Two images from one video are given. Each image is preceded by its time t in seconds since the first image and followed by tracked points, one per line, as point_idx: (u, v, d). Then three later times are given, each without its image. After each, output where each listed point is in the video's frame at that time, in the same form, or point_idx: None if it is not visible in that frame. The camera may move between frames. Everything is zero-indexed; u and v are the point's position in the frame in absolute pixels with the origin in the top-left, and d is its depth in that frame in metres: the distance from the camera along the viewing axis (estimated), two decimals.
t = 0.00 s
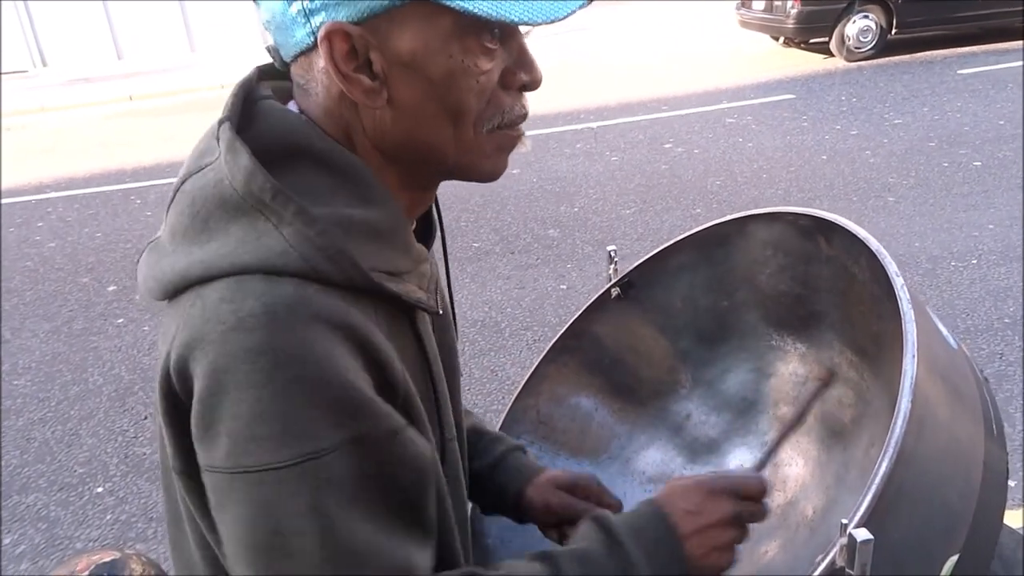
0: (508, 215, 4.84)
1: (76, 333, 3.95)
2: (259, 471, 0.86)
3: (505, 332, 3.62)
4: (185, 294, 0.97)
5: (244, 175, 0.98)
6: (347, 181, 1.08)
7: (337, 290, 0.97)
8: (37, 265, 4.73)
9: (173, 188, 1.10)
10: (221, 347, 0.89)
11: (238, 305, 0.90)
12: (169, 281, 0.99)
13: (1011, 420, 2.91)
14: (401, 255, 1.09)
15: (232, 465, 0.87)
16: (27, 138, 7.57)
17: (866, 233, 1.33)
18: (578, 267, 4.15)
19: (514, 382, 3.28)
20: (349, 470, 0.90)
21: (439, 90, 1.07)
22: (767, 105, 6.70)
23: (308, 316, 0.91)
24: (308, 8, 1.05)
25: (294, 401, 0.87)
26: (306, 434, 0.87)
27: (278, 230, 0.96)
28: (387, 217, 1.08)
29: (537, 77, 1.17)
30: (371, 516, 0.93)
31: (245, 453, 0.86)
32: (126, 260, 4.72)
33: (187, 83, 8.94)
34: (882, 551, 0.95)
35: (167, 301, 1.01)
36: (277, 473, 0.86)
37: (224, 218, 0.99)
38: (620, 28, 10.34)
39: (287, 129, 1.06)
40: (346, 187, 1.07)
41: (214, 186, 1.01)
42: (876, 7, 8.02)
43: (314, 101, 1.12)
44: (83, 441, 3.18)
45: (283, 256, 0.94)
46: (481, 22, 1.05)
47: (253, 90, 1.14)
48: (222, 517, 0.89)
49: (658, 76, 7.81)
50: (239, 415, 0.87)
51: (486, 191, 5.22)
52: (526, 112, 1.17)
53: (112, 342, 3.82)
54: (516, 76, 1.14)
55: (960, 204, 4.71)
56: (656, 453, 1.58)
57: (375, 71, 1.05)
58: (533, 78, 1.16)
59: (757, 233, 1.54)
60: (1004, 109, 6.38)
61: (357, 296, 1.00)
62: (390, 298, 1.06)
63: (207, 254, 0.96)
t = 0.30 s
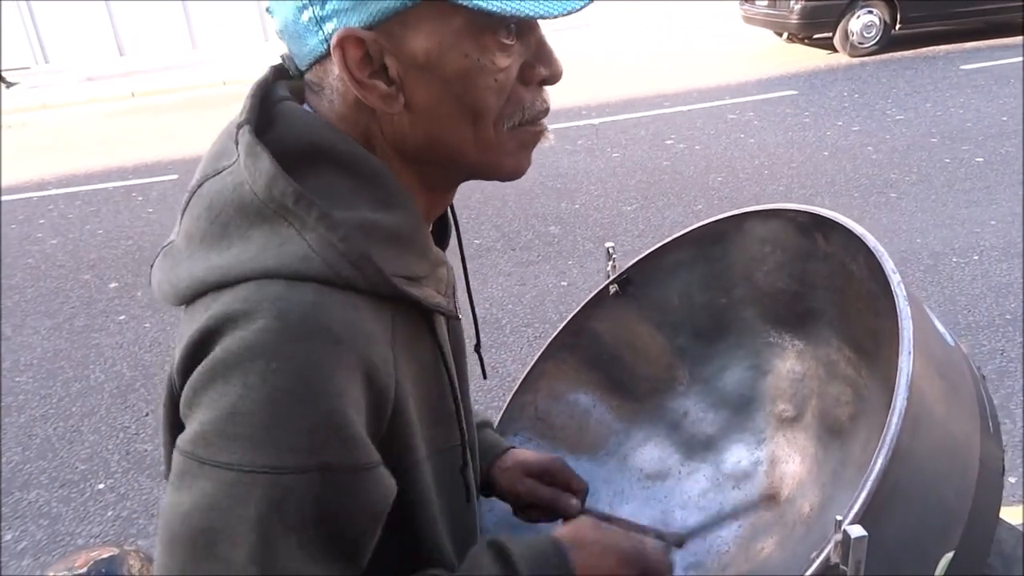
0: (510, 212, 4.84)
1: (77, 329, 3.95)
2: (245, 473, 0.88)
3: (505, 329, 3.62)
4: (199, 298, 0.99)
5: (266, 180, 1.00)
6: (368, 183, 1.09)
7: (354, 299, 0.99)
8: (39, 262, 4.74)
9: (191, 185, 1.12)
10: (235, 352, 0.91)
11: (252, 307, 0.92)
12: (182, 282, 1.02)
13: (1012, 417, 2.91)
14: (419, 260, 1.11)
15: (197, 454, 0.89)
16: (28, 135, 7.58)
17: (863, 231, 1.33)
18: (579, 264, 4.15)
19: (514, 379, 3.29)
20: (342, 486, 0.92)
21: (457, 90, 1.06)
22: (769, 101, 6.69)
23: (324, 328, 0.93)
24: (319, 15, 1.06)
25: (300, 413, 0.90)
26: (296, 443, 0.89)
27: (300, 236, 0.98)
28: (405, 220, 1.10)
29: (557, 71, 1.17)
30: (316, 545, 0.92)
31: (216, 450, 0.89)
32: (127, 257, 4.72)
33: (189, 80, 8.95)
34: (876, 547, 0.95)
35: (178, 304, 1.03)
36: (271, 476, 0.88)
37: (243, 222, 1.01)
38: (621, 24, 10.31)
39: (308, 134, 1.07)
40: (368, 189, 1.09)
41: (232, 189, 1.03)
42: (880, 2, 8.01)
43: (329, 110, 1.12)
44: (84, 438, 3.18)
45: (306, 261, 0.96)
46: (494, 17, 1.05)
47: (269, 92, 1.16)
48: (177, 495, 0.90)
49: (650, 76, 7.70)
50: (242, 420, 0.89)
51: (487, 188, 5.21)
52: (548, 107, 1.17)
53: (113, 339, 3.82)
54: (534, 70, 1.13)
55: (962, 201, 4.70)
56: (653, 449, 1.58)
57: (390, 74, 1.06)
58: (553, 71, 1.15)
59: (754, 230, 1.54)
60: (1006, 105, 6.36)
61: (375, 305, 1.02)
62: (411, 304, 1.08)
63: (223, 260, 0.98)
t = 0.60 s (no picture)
0: (510, 210, 4.84)
1: (78, 327, 3.96)
2: (278, 491, 0.86)
3: (506, 326, 3.62)
4: (190, 310, 0.96)
5: (251, 186, 0.99)
6: (355, 186, 1.08)
7: (347, 301, 0.97)
8: (40, 260, 4.75)
9: (176, 197, 1.10)
10: (234, 367, 0.88)
11: (251, 319, 0.90)
12: (173, 292, 1.00)
13: (1012, 414, 2.91)
14: (409, 258, 1.10)
15: (247, 484, 0.87)
16: (29, 133, 7.59)
17: (858, 227, 1.33)
18: (579, 262, 4.15)
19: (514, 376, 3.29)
20: (364, 490, 0.90)
21: (439, 88, 1.07)
22: (769, 98, 6.68)
23: (323, 331, 0.91)
24: (297, 14, 1.04)
25: (306, 421, 0.87)
26: (315, 453, 0.87)
27: (290, 241, 0.97)
28: (395, 221, 1.09)
29: (538, 67, 1.17)
30: (388, 528, 0.93)
31: (259, 473, 0.86)
32: (128, 255, 4.73)
33: (189, 79, 8.95)
34: (870, 544, 0.95)
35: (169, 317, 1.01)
36: (293, 492, 0.86)
37: (231, 229, 1.00)
38: (621, 21, 10.31)
39: (293, 138, 1.06)
40: (354, 192, 1.08)
41: (222, 196, 1.02)
42: None
43: (308, 109, 1.12)
44: (85, 436, 3.19)
45: (299, 269, 0.94)
46: (475, 13, 1.05)
47: (250, 97, 1.14)
48: (237, 534, 0.89)
49: (641, 75, 7.63)
50: (251, 436, 0.87)
51: (488, 186, 5.22)
52: (529, 101, 1.18)
53: (114, 337, 3.83)
54: (514, 67, 1.14)
55: (963, 198, 4.70)
56: (652, 446, 1.58)
57: (371, 73, 1.05)
58: (535, 66, 1.16)
59: (751, 227, 1.54)
60: (1007, 101, 6.35)
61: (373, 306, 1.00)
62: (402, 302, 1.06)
63: (216, 268, 0.96)
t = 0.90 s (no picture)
0: (510, 211, 4.84)
1: (78, 327, 3.96)
2: (271, 486, 0.88)
3: (505, 326, 3.63)
4: (196, 312, 0.98)
5: (261, 198, 1.00)
6: (351, 195, 1.09)
7: (348, 309, 0.98)
8: (40, 260, 4.76)
9: (181, 203, 1.11)
10: (237, 367, 0.90)
11: (255, 323, 0.91)
12: (179, 296, 1.01)
13: (1011, 414, 2.91)
14: (406, 264, 1.11)
15: (233, 477, 0.89)
16: (29, 133, 7.58)
17: (853, 226, 1.34)
18: (579, 262, 4.16)
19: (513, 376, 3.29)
20: (347, 493, 0.91)
21: (432, 99, 1.08)
22: (768, 99, 6.69)
23: (321, 337, 0.92)
24: (295, 33, 1.05)
25: (304, 421, 0.89)
26: (315, 450, 0.89)
27: (296, 251, 0.98)
28: (393, 229, 1.10)
29: (525, 71, 1.19)
30: (366, 533, 0.94)
31: (246, 467, 0.88)
32: (128, 255, 4.73)
33: (189, 79, 8.95)
34: (863, 543, 0.96)
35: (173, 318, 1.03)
36: (280, 486, 0.88)
37: (236, 240, 1.01)
38: (621, 21, 10.32)
39: (296, 147, 1.07)
40: (354, 200, 1.09)
41: (226, 205, 1.03)
42: None
43: (307, 120, 1.12)
44: (85, 436, 3.19)
45: (301, 276, 0.96)
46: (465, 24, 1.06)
47: (254, 109, 1.13)
48: (216, 521, 0.91)
49: (642, 76, 7.63)
50: (253, 438, 0.88)
51: (487, 186, 5.22)
52: (518, 106, 1.19)
53: (114, 337, 3.83)
54: (501, 72, 1.14)
55: (962, 198, 4.70)
56: (649, 446, 1.59)
57: (367, 87, 1.06)
58: (521, 73, 1.17)
59: (747, 227, 1.54)
60: (1006, 102, 6.36)
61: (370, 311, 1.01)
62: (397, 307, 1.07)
63: (219, 277, 0.97)
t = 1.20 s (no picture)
0: (510, 210, 4.85)
1: (79, 327, 3.97)
2: (254, 432, 0.88)
3: (505, 326, 3.63)
4: (160, 277, 0.98)
5: (210, 161, 1.00)
6: (304, 158, 1.07)
7: (309, 263, 0.97)
8: (41, 260, 4.76)
9: (143, 179, 1.11)
10: (199, 322, 0.90)
11: (212, 280, 0.91)
12: (144, 262, 1.01)
13: (1011, 414, 2.91)
14: (363, 223, 1.09)
15: (218, 430, 0.89)
16: (30, 133, 7.59)
17: (851, 226, 1.33)
18: (579, 262, 4.16)
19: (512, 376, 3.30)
20: (328, 432, 0.91)
21: (377, 66, 1.04)
22: (769, 99, 6.69)
23: (279, 290, 0.92)
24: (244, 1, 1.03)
25: (267, 369, 0.89)
26: (282, 395, 0.89)
27: (247, 210, 0.97)
28: (349, 189, 1.08)
29: (469, 43, 1.15)
30: (356, 471, 0.94)
31: (227, 417, 0.89)
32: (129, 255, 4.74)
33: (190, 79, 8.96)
34: (859, 542, 0.96)
35: (142, 287, 1.03)
36: (261, 433, 0.88)
37: (195, 204, 1.01)
38: (622, 21, 10.32)
39: (247, 115, 1.07)
40: (306, 163, 1.07)
41: (184, 173, 1.02)
42: None
43: (261, 89, 1.10)
44: (86, 435, 3.20)
45: (257, 233, 0.95)
46: None
47: (208, 84, 1.15)
48: (211, 478, 0.91)
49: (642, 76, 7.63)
50: (230, 392, 0.89)
51: (488, 186, 5.23)
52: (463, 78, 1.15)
53: (115, 337, 3.84)
54: (447, 42, 1.11)
55: (963, 198, 4.71)
56: (647, 445, 1.60)
57: (314, 53, 1.03)
58: (465, 44, 1.14)
59: (746, 226, 1.54)
60: (1007, 102, 6.36)
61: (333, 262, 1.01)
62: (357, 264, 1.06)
63: (179, 239, 0.97)
